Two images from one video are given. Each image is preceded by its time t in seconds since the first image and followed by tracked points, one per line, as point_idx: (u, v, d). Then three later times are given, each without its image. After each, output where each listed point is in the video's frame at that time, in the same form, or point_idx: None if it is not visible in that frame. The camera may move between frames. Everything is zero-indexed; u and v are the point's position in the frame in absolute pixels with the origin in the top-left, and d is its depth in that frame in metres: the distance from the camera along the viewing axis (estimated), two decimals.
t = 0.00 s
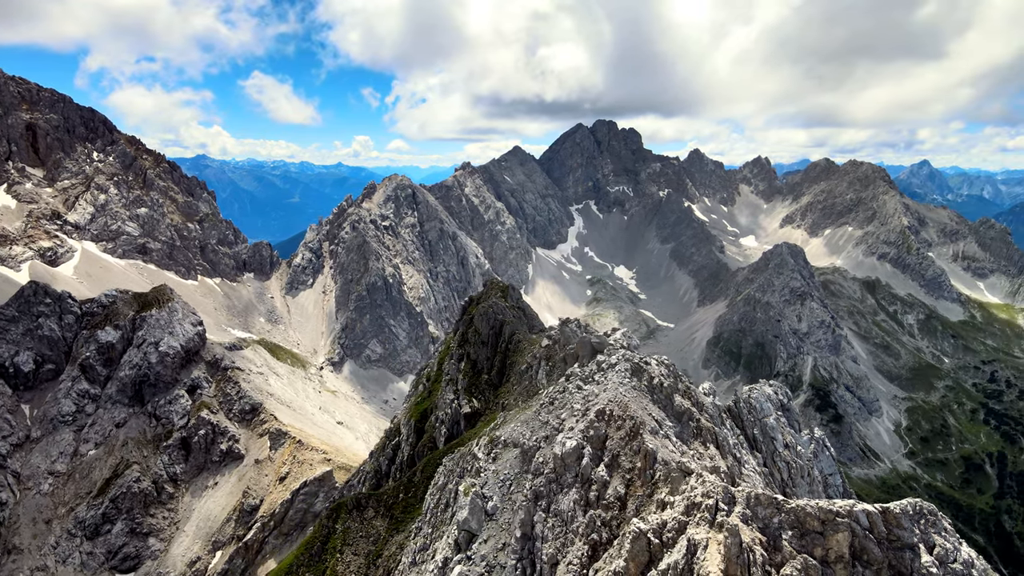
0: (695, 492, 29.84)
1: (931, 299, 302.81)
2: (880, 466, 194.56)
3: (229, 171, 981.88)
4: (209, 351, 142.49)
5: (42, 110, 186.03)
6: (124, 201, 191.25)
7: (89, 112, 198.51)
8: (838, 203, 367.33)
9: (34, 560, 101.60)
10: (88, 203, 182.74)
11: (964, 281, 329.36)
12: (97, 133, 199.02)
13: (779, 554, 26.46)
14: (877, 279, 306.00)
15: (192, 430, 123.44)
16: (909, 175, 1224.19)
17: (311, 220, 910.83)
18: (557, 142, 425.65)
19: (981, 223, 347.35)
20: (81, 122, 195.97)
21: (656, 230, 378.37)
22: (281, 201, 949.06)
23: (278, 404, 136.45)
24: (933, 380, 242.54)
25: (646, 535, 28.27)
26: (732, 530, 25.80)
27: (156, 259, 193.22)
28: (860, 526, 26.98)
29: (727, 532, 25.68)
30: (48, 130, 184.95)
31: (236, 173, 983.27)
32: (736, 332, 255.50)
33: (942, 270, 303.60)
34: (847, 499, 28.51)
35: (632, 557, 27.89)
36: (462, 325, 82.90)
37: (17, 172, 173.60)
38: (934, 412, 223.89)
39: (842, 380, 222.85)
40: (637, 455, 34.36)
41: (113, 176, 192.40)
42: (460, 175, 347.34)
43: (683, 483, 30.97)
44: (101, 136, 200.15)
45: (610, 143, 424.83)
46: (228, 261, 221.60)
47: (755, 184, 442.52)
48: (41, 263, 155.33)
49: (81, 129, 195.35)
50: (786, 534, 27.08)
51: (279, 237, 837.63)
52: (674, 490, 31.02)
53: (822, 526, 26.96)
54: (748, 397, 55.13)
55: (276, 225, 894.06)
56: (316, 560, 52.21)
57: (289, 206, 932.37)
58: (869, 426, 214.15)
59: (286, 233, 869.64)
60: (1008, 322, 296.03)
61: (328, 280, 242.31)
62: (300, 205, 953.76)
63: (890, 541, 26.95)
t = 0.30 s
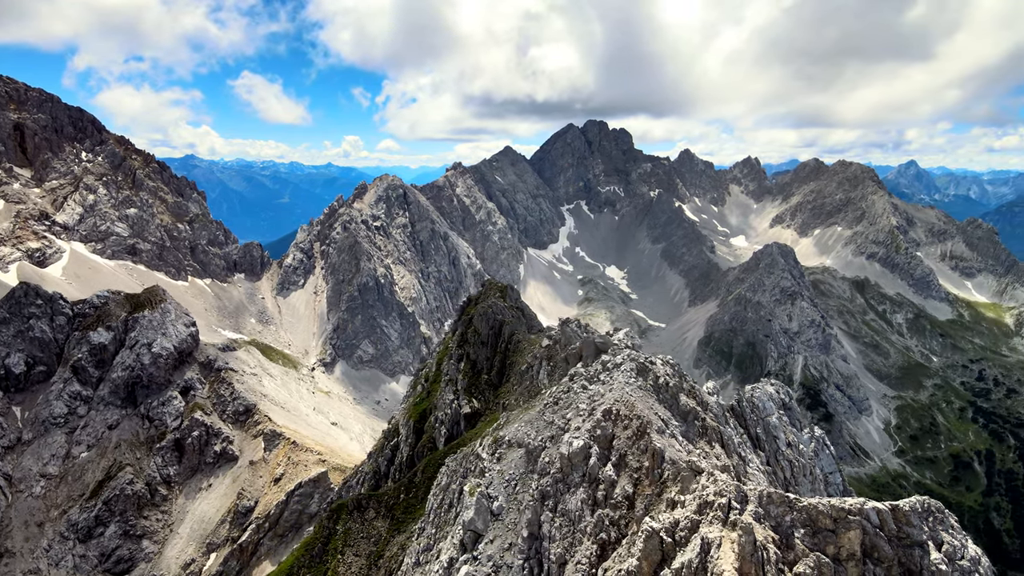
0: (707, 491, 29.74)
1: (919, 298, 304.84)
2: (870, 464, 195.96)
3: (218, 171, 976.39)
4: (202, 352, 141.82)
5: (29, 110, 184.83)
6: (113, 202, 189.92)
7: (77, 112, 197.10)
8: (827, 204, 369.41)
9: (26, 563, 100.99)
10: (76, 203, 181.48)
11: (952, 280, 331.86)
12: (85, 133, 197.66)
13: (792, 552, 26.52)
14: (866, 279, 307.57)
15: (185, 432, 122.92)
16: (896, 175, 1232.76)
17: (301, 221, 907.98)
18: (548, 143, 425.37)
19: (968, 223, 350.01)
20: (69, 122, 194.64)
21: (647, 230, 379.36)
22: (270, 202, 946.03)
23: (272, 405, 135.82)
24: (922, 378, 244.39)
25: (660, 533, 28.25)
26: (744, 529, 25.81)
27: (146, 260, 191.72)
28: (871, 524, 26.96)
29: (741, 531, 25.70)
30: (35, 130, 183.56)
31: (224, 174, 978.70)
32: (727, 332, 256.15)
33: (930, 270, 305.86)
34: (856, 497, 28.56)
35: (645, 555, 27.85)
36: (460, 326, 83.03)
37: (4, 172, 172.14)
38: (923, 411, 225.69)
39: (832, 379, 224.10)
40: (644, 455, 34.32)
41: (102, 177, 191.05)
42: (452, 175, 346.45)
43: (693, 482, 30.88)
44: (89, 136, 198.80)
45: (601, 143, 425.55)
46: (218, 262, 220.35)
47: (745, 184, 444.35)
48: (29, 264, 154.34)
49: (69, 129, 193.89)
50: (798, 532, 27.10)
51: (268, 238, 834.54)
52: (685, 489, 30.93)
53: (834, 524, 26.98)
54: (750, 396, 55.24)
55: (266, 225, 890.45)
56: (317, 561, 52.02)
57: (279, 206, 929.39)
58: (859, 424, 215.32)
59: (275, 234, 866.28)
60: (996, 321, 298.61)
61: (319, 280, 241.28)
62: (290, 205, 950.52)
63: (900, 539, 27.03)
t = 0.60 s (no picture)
0: (718, 490, 29.69)
1: (907, 297, 306.65)
2: (860, 462, 197.76)
3: (207, 171, 971.65)
4: (196, 353, 140.91)
5: (17, 109, 183.47)
6: (102, 202, 188.69)
7: (65, 111, 195.89)
8: (817, 204, 371.51)
9: (18, 566, 100.68)
10: (64, 203, 180.37)
11: (940, 280, 334.23)
12: (74, 133, 196.30)
13: (804, 550, 26.56)
14: (856, 279, 309.15)
15: (179, 434, 122.19)
16: (884, 175, 1241.89)
17: (291, 222, 904.86)
18: (539, 143, 425.40)
19: (955, 223, 352.26)
20: (57, 121, 193.40)
21: (638, 230, 380.45)
22: (260, 202, 942.38)
23: (266, 407, 135.21)
24: (911, 377, 246.09)
25: (672, 532, 28.19)
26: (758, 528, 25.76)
27: (135, 260, 190.50)
28: (881, 521, 27.08)
29: (755, 529, 25.76)
30: (23, 130, 182.50)
31: (213, 174, 973.62)
32: (719, 331, 256.97)
33: (919, 270, 308.13)
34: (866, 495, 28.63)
35: (658, 554, 27.77)
36: (458, 326, 82.80)
37: None
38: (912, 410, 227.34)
39: (822, 378, 225.51)
40: (652, 454, 34.38)
41: (91, 177, 189.80)
42: (443, 175, 345.72)
43: (703, 481, 30.86)
44: (78, 136, 197.43)
45: (592, 144, 426.09)
46: (209, 262, 219.08)
47: (735, 184, 446.04)
48: (17, 265, 153.43)
49: (57, 128, 192.60)
50: (810, 530, 27.12)
51: (258, 238, 831.34)
52: (695, 488, 30.92)
53: (846, 522, 27.04)
54: (752, 395, 55.31)
55: (255, 226, 886.54)
56: (317, 563, 51.96)
57: (268, 207, 925.81)
58: (849, 423, 216.75)
59: (264, 234, 862.57)
60: (983, 321, 300.64)
61: (310, 281, 240.27)
62: (279, 205, 947.37)
63: (909, 537, 27.17)
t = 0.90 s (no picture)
0: (729, 489, 29.69)
1: (896, 297, 308.28)
2: (851, 461, 200.56)
3: (195, 171, 965.10)
4: (188, 354, 140.02)
5: (4, 109, 182.40)
6: (90, 202, 187.33)
7: (53, 111, 194.52)
8: (807, 204, 373.60)
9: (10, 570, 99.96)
10: (52, 204, 179.18)
11: (928, 280, 336.23)
12: (61, 132, 194.87)
13: (815, 548, 26.67)
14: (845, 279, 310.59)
15: (172, 435, 121.52)
16: (871, 176, 1252.26)
17: (281, 222, 902.05)
18: (530, 143, 425.33)
19: (943, 223, 354.11)
20: (45, 121, 192.12)
21: (628, 230, 381.34)
22: (249, 202, 938.97)
23: (260, 408, 134.60)
24: (900, 376, 247.73)
25: (683, 531, 28.09)
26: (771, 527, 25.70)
27: (125, 261, 189.14)
28: (891, 519, 27.26)
29: (768, 528, 25.82)
30: (10, 129, 181.51)
31: (202, 174, 968.43)
32: (710, 331, 257.78)
33: (907, 269, 310.23)
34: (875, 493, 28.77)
35: (671, 553, 27.64)
36: (456, 327, 82.62)
37: None
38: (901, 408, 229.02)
39: (812, 377, 226.75)
40: (659, 453, 34.37)
41: (79, 177, 188.42)
42: (434, 175, 344.76)
43: (713, 480, 30.84)
44: (66, 135, 196.02)
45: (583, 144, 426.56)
46: (199, 263, 217.52)
47: (725, 184, 447.77)
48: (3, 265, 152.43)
49: (45, 128, 191.04)
50: (822, 528, 27.23)
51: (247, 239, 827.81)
52: (705, 487, 30.88)
53: (858, 521, 27.17)
54: (754, 394, 55.32)
55: (244, 226, 882.89)
56: (318, 564, 51.88)
57: (258, 207, 922.50)
58: (840, 422, 218.20)
59: (253, 235, 859.11)
60: (970, 320, 303.07)
61: (301, 281, 239.08)
62: (269, 206, 944.39)
63: (918, 535, 27.34)
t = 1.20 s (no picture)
0: (740, 488, 29.62)
1: (885, 296, 309.65)
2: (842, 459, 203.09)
3: (184, 171, 960.49)
4: (181, 356, 139.27)
5: None
6: (79, 203, 186.40)
7: (41, 111, 193.40)
8: (796, 204, 375.67)
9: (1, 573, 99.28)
10: (41, 204, 178.45)
11: (916, 279, 338.28)
12: (50, 132, 193.75)
13: (827, 546, 26.77)
14: (835, 279, 312.18)
15: (165, 437, 120.92)
16: (859, 176, 1262.37)
17: (271, 223, 899.32)
18: (521, 143, 425.15)
19: (931, 223, 356.33)
20: (33, 121, 191.04)
21: (619, 230, 382.09)
22: (238, 203, 935.82)
23: (254, 409, 134.00)
24: (889, 374, 249.35)
25: (696, 529, 27.92)
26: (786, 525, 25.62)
27: (114, 262, 188.01)
28: (901, 517, 27.52)
29: (781, 526, 25.73)
30: None
31: (190, 175, 963.51)
32: (701, 331, 258.63)
33: (896, 269, 312.21)
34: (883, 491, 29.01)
35: (684, 552, 27.45)
36: (454, 328, 82.54)
37: None
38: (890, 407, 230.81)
39: (803, 376, 228.15)
40: (666, 453, 34.37)
41: (67, 177, 187.53)
42: (425, 176, 343.84)
43: (723, 479, 30.81)
44: (54, 135, 194.93)
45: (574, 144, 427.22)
46: (189, 264, 216.05)
47: (716, 184, 449.54)
48: None
49: (33, 128, 190.04)
50: (833, 527, 27.43)
51: (236, 240, 824.52)
52: (715, 486, 30.82)
53: (868, 519, 27.46)
54: (757, 393, 55.52)
55: (233, 227, 879.74)
56: (318, 567, 51.82)
57: (247, 208, 919.78)
58: (831, 421, 219.46)
59: (243, 236, 855.86)
60: (959, 319, 305.37)
61: (292, 282, 238.31)
62: (258, 206, 941.71)
63: (927, 533, 27.61)
